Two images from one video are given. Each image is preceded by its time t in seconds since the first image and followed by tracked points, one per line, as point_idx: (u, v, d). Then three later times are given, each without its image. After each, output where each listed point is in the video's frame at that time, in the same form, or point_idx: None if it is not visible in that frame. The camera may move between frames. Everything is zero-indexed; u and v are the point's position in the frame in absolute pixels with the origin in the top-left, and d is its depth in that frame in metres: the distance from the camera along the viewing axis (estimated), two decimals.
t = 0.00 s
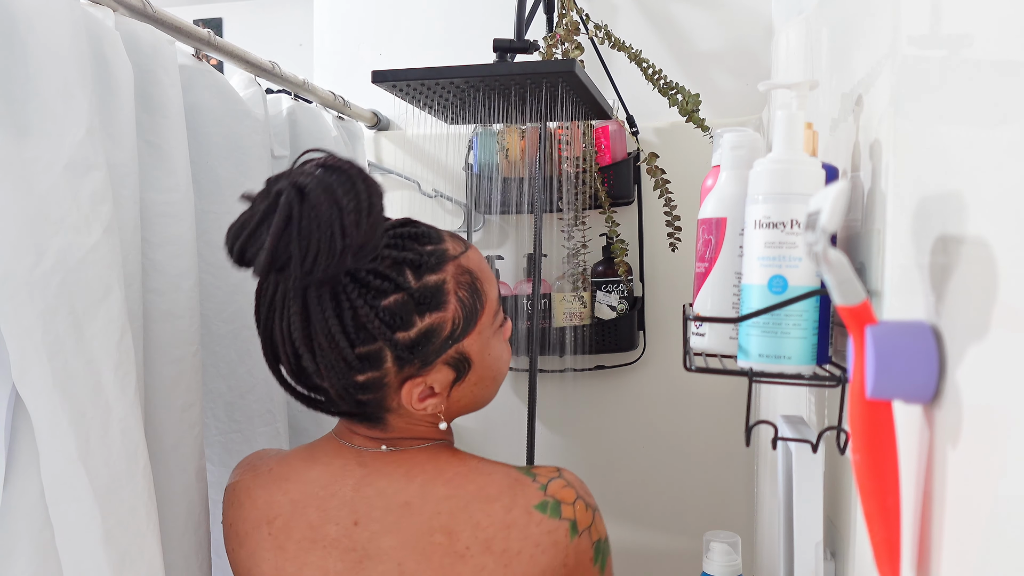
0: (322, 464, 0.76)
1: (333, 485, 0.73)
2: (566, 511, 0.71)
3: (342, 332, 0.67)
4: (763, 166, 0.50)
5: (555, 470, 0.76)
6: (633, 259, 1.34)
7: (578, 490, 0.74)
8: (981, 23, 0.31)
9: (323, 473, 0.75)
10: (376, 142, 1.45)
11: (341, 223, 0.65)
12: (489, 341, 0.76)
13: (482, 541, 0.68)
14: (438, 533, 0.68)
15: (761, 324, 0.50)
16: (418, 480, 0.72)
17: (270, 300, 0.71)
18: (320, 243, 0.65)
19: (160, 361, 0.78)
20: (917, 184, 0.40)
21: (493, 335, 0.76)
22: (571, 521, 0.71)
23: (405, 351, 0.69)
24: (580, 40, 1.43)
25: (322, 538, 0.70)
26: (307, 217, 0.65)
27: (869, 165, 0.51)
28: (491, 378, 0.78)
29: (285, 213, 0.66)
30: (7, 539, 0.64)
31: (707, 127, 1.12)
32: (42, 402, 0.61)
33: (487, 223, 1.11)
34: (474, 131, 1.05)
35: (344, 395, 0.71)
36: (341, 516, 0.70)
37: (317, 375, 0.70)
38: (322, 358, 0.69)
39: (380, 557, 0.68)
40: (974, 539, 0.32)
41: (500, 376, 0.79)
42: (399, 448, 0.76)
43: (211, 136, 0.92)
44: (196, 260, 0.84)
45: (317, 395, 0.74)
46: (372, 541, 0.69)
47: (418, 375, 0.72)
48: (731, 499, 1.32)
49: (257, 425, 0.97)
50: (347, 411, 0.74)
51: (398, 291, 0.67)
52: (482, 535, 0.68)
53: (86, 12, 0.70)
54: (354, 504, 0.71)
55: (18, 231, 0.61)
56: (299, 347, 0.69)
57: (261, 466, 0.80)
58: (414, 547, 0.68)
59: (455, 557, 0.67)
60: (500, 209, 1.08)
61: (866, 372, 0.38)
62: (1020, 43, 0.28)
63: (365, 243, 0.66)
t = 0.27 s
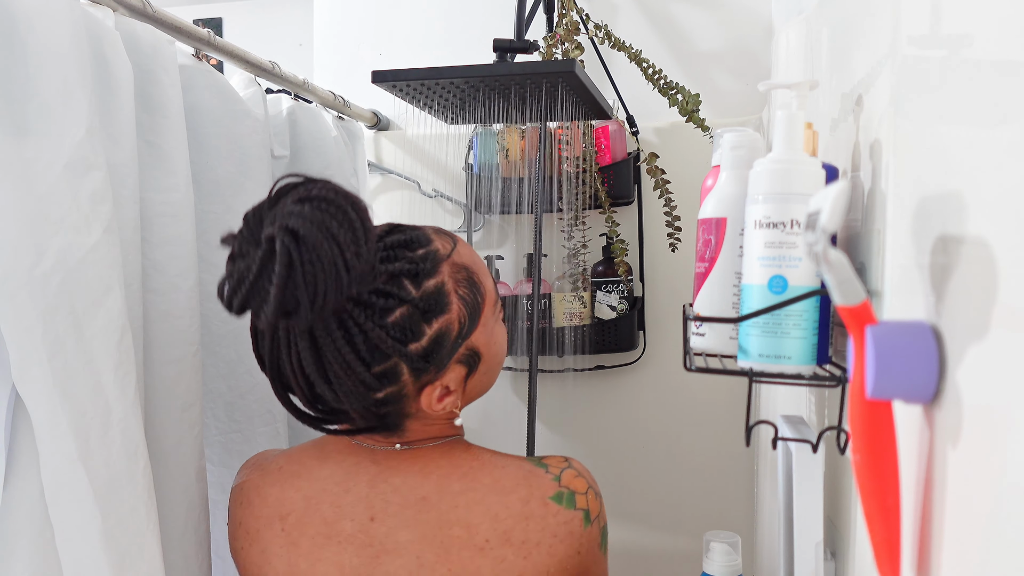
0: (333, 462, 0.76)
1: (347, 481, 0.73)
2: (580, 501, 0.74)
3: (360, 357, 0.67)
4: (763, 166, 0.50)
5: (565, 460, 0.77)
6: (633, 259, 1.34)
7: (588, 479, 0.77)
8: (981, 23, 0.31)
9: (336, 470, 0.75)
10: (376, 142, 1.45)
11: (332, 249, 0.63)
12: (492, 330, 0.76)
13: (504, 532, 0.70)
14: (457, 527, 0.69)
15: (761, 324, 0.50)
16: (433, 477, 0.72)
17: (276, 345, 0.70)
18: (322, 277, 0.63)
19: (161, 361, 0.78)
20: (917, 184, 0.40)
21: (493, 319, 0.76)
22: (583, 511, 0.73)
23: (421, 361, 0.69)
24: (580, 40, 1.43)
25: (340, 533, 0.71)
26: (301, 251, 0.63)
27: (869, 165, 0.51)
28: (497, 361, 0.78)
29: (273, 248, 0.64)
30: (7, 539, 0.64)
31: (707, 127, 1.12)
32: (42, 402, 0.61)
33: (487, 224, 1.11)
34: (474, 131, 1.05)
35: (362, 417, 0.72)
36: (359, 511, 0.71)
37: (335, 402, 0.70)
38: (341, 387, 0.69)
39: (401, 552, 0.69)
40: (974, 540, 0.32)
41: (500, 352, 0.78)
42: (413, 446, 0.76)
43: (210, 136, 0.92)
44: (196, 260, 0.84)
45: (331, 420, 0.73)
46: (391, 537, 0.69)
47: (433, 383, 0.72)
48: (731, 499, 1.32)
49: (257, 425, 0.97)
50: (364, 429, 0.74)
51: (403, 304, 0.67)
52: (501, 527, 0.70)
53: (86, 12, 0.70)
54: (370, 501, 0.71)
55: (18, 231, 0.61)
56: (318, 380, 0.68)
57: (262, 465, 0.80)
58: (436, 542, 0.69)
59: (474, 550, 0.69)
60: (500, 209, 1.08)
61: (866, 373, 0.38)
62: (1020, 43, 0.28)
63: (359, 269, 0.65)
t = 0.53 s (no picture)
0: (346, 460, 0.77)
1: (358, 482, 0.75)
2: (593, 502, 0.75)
3: (349, 344, 0.71)
4: (763, 166, 0.50)
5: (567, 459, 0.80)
6: (633, 259, 1.34)
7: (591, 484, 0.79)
8: (981, 22, 0.31)
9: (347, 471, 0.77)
10: (376, 142, 1.45)
11: (326, 239, 0.68)
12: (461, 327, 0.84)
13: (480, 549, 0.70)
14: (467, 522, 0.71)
15: (761, 324, 0.50)
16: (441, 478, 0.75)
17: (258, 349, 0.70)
18: (318, 266, 0.67)
19: (160, 361, 0.78)
20: (917, 184, 0.40)
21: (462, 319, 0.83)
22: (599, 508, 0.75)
23: (405, 339, 0.75)
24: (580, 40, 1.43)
25: (330, 539, 0.69)
26: (295, 240, 0.67)
27: (869, 164, 0.51)
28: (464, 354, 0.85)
29: (263, 242, 0.67)
30: (7, 539, 0.64)
31: (707, 127, 1.12)
32: (42, 402, 0.61)
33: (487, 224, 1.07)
34: (473, 131, 1.05)
35: (352, 403, 0.75)
36: (347, 519, 0.70)
37: (323, 394, 0.73)
38: (331, 375, 0.72)
39: (394, 560, 0.67)
40: (974, 541, 0.32)
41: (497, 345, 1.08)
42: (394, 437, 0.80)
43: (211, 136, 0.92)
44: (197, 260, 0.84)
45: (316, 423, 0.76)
46: (385, 541, 0.68)
47: (416, 362, 0.77)
48: (731, 498, 1.32)
49: (257, 425, 0.98)
50: (351, 423, 0.76)
51: (391, 291, 0.72)
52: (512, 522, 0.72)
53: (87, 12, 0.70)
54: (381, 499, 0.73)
55: (18, 231, 0.61)
56: (308, 372, 0.71)
57: (262, 465, 0.80)
58: (427, 549, 0.67)
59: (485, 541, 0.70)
60: (500, 208, 1.06)
61: (865, 373, 0.38)
62: (1019, 43, 0.28)
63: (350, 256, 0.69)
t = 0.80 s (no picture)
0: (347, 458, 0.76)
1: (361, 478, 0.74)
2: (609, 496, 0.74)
3: (349, 340, 0.71)
4: (763, 166, 0.50)
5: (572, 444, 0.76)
6: (633, 259, 1.34)
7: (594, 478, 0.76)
8: (980, 23, 0.31)
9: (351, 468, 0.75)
10: (376, 142, 1.45)
11: (326, 235, 0.69)
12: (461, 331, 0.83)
13: (481, 548, 0.67)
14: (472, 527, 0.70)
15: (761, 324, 0.50)
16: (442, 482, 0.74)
17: (256, 345, 0.70)
18: (318, 262, 0.68)
19: (160, 361, 0.79)
20: (917, 184, 0.40)
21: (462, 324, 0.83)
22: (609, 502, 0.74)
23: (405, 338, 0.74)
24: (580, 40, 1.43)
25: (330, 534, 0.65)
26: (296, 236, 0.69)
27: (869, 164, 0.51)
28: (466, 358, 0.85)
29: (264, 237, 0.68)
30: (7, 539, 0.64)
31: (707, 127, 1.12)
32: (42, 402, 0.62)
33: (487, 223, 1.14)
34: (474, 132, 1.07)
35: (352, 401, 0.75)
36: (348, 515, 0.67)
37: (322, 392, 0.73)
38: (329, 372, 0.72)
39: (391, 558, 0.62)
40: (974, 541, 0.32)
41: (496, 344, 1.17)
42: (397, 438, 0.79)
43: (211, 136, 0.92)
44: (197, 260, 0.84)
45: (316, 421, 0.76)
46: (384, 539, 0.64)
47: (416, 362, 0.76)
48: (732, 498, 1.32)
49: (258, 425, 0.98)
50: (350, 421, 0.76)
51: (390, 288, 0.72)
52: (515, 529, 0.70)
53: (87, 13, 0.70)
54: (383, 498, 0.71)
55: (19, 231, 0.61)
56: (307, 368, 0.71)
57: (261, 465, 0.80)
58: (425, 548, 0.63)
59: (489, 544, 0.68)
60: (501, 209, 1.09)
61: (865, 373, 0.38)
62: (1020, 44, 0.28)
63: (349, 253, 0.70)
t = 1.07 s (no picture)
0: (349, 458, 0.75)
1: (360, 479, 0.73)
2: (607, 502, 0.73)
3: (360, 340, 0.71)
4: (763, 166, 0.50)
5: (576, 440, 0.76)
6: (633, 259, 1.34)
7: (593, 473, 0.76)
8: (980, 23, 0.31)
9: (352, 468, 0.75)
10: (376, 142, 1.45)
11: (338, 235, 0.69)
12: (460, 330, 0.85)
13: (475, 546, 0.66)
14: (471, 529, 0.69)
15: (761, 324, 0.50)
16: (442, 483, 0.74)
17: (267, 347, 0.70)
18: (332, 262, 0.68)
19: (160, 361, 0.79)
20: (918, 185, 0.40)
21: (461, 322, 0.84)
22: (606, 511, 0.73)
23: (413, 337, 0.75)
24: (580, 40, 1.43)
25: (326, 532, 0.65)
26: (308, 237, 0.69)
27: (869, 165, 0.51)
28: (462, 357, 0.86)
29: (276, 238, 0.68)
30: (8, 538, 0.64)
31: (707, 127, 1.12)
32: (42, 402, 0.62)
33: (487, 223, 1.14)
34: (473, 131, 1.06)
35: (360, 401, 0.75)
36: (343, 513, 0.67)
37: (330, 393, 0.73)
38: (340, 372, 0.72)
39: (384, 556, 0.62)
40: (975, 542, 0.32)
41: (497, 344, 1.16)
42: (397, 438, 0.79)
43: (211, 136, 0.92)
44: (197, 260, 0.84)
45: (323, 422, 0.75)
46: (378, 537, 0.63)
47: (422, 362, 0.77)
48: (732, 497, 1.32)
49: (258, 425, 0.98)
50: (357, 421, 0.76)
51: (399, 287, 0.73)
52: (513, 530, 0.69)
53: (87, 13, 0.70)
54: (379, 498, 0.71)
55: (19, 232, 0.61)
56: (319, 369, 0.71)
57: (260, 466, 0.80)
58: (418, 545, 0.62)
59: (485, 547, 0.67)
60: (500, 209, 1.09)
61: (866, 373, 0.38)
62: (1020, 44, 0.28)
63: (360, 254, 0.70)
